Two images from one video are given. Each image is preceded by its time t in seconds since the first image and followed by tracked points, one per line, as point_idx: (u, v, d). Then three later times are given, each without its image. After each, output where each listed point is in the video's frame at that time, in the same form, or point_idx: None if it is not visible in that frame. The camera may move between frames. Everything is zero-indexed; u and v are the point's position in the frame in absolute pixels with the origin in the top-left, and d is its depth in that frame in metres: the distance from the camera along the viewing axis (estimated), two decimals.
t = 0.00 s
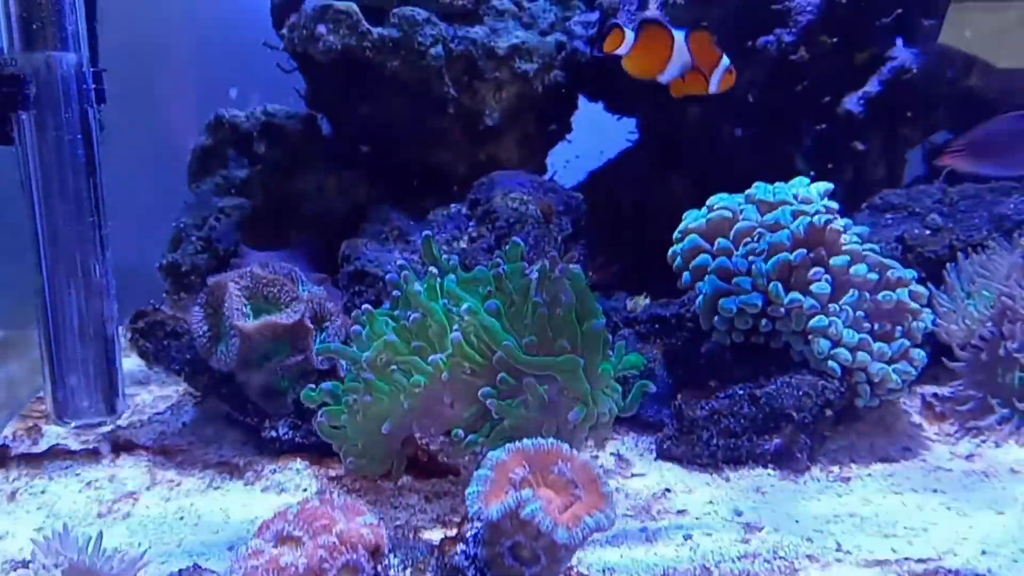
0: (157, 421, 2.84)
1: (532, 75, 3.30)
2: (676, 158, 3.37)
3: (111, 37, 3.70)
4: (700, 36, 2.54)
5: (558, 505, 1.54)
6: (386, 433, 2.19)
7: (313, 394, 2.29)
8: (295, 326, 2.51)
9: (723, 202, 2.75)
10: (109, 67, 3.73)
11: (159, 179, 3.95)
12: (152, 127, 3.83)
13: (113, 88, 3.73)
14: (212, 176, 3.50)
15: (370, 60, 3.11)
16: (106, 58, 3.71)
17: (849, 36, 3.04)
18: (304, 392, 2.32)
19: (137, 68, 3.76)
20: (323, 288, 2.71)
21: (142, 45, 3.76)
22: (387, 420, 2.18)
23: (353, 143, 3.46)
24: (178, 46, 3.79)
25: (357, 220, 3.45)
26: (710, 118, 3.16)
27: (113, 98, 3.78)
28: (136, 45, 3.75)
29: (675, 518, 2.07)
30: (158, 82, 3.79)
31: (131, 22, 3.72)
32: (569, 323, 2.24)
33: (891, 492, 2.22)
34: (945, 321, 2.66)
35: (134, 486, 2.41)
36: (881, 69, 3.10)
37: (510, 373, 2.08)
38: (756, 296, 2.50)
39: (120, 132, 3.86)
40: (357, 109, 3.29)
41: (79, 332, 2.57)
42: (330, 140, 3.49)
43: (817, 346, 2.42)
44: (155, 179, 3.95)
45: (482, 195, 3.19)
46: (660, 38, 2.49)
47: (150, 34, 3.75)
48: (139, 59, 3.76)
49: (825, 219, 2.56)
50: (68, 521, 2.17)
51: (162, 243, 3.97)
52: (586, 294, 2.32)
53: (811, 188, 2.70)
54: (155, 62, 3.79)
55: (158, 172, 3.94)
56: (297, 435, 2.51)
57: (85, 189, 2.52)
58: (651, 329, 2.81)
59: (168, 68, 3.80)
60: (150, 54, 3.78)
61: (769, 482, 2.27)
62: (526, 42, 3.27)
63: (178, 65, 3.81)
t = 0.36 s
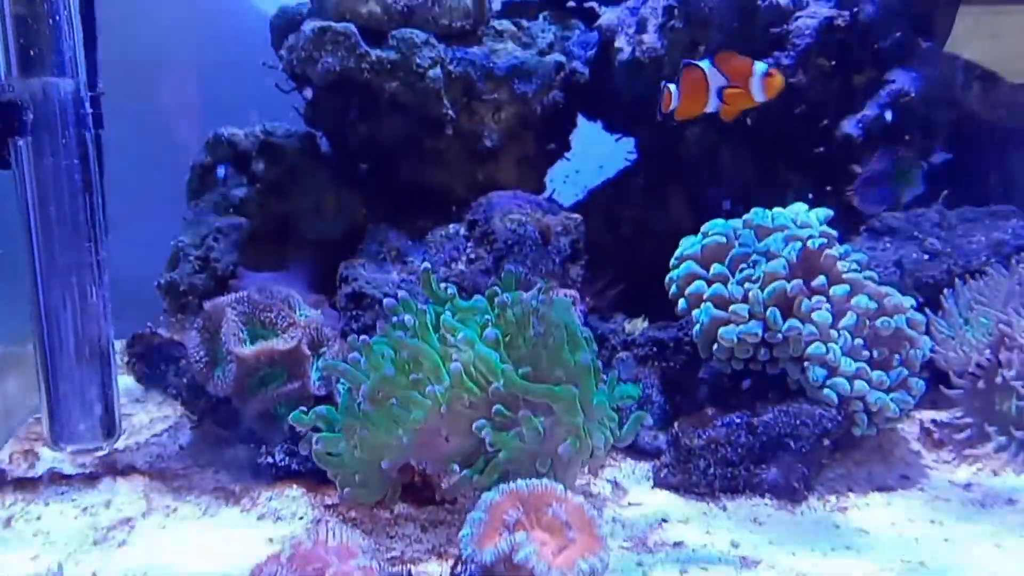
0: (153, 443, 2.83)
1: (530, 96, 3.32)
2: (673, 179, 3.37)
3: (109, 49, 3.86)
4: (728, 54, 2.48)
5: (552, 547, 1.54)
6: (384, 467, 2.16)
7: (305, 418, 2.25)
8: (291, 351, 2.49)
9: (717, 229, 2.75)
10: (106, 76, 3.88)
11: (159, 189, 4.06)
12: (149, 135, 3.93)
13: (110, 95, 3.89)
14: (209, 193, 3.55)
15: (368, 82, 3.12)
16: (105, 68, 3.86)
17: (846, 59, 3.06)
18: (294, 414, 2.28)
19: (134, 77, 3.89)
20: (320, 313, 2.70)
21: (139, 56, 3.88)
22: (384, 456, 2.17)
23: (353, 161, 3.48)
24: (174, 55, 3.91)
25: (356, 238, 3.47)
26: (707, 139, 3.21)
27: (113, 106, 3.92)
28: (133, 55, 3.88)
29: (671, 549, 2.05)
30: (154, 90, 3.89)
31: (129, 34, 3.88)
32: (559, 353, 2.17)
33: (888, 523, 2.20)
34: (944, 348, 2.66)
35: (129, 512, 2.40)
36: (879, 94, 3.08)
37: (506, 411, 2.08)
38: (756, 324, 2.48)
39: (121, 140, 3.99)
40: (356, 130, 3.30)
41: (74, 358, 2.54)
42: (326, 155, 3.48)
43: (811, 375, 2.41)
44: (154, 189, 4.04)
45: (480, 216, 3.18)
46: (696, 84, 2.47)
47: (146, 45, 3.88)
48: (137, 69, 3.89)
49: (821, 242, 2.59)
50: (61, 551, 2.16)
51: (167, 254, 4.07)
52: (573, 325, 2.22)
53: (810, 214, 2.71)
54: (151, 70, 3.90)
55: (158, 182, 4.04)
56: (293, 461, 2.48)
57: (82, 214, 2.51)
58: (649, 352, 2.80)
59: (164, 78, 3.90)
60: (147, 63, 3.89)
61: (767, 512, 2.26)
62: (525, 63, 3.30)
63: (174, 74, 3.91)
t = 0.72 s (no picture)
0: (148, 462, 2.83)
1: (525, 114, 3.33)
2: (667, 197, 3.40)
3: (107, 57, 3.86)
4: (757, 77, 2.54)
5: None
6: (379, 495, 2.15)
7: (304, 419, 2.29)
8: (285, 374, 2.50)
9: (709, 249, 2.75)
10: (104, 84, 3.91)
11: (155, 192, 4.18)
12: (150, 145, 4.03)
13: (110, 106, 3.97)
14: (207, 210, 3.52)
15: (363, 101, 3.12)
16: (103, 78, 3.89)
17: (843, 78, 3.05)
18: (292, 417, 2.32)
19: (132, 87, 3.91)
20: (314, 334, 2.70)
21: (137, 64, 3.87)
22: (379, 483, 2.15)
23: (351, 177, 3.50)
24: (170, 61, 3.88)
25: (354, 255, 3.47)
26: (703, 159, 3.19)
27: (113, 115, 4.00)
28: (130, 63, 3.87)
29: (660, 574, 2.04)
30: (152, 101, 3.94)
31: (125, 42, 3.84)
32: (546, 383, 2.14)
33: (880, 548, 2.19)
34: (937, 370, 2.66)
35: (122, 534, 2.40)
36: (873, 113, 3.08)
37: (497, 437, 2.06)
38: (750, 346, 2.49)
39: (118, 148, 4.07)
40: (351, 148, 3.30)
41: (67, 382, 2.55)
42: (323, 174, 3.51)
43: (802, 401, 2.43)
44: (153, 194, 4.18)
45: (476, 234, 3.17)
46: (720, 101, 2.54)
47: (142, 53, 3.86)
48: (134, 77, 3.90)
49: (815, 263, 2.61)
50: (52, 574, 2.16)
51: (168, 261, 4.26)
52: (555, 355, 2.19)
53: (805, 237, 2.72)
54: (150, 80, 3.92)
55: (155, 188, 4.17)
56: (286, 484, 2.48)
57: (76, 237, 2.52)
58: (644, 372, 2.80)
59: (161, 87, 3.91)
60: (145, 72, 3.90)
61: (759, 537, 2.25)
62: (520, 82, 3.32)
63: (170, 83, 3.91)
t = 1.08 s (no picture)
0: (141, 482, 2.79)
1: (522, 130, 3.31)
2: (666, 212, 3.39)
3: (106, 62, 4.19)
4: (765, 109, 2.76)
5: None
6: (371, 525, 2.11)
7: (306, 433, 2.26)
8: (278, 396, 2.48)
9: (706, 269, 2.75)
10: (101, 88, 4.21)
11: (163, 200, 4.39)
12: (152, 148, 4.28)
13: (104, 105, 4.23)
14: (203, 225, 3.51)
15: (359, 118, 3.11)
16: (101, 82, 4.20)
17: (841, 97, 3.05)
18: (301, 422, 2.26)
19: (129, 90, 4.18)
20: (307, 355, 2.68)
21: (137, 74, 4.17)
22: (371, 512, 2.11)
23: (347, 193, 3.51)
24: (173, 75, 4.16)
25: (349, 272, 3.48)
26: (700, 177, 3.18)
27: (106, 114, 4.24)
28: (129, 71, 4.18)
29: None
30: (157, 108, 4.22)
31: (124, 50, 4.17)
32: (537, 409, 2.14)
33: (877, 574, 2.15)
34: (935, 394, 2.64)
35: (112, 557, 2.37)
36: (871, 131, 3.07)
37: (489, 461, 2.05)
38: (747, 367, 2.46)
39: (118, 149, 4.28)
40: (348, 164, 3.30)
41: (58, 400, 2.53)
42: (320, 190, 3.50)
43: (800, 425, 2.39)
44: (159, 198, 4.39)
45: (472, 252, 3.16)
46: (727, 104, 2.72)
47: (146, 65, 4.16)
48: (132, 82, 4.18)
49: (816, 283, 2.61)
50: None
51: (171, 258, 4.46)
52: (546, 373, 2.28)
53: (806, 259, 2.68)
54: (152, 88, 4.20)
55: (159, 191, 4.37)
56: (278, 506, 2.44)
57: (67, 258, 2.50)
58: (639, 392, 2.78)
59: (165, 96, 4.20)
60: (146, 81, 4.18)
61: (755, 563, 2.22)
62: (517, 98, 3.31)
63: (173, 91, 4.18)
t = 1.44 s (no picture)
0: (135, 502, 2.75)
1: (519, 148, 3.31)
2: (663, 232, 3.37)
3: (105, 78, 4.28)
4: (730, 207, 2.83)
5: None
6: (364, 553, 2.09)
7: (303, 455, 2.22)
8: (272, 419, 2.48)
9: (705, 291, 2.73)
10: (100, 104, 4.32)
11: (162, 210, 4.42)
12: (153, 159, 4.31)
13: (102, 119, 4.32)
14: (200, 241, 3.53)
15: (356, 138, 3.11)
16: (100, 97, 4.30)
17: (836, 118, 3.06)
18: (296, 441, 2.25)
19: (127, 103, 4.27)
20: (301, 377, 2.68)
21: (136, 87, 4.24)
22: (365, 539, 2.10)
23: (345, 211, 3.49)
24: (175, 91, 4.18)
25: (346, 290, 3.48)
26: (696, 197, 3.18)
27: (104, 127, 4.32)
28: (128, 85, 4.25)
29: None
30: (158, 120, 4.24)
31: (121, 64, 4.24)
32: (530, 437, 2.12)
33: None
34: (930, 416, 2.63)
35: None
36: (868, 151, 3.07)
37: (480, 493, 2.02)
38: (743, 389, 2.44)
39: (118, 161, 4.36)
40: (345, 183, 3.29)
41: (52, 421, 2.53)
42: (319, 209, 3.52)
43: (796, 449, 2.37)
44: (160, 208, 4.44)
45: (469, 270, 3.16)
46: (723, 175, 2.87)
47: (146, 77, 4.21)
48: (131, 95, 4.25)
49: (817, 309, 2.61)
50: None
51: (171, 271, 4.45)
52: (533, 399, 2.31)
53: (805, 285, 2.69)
54: (154, 103, 4.23)
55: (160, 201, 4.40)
56: (272, 529, 2.43)
57: (61, 280, 2.50)
58: (635, 413, 2.77)
59: (165, 107, 4.22)
60: (147, 96, 4.23)
61: None
62: (514, 117, 3.31)
63: (174, 102, 4.20)
